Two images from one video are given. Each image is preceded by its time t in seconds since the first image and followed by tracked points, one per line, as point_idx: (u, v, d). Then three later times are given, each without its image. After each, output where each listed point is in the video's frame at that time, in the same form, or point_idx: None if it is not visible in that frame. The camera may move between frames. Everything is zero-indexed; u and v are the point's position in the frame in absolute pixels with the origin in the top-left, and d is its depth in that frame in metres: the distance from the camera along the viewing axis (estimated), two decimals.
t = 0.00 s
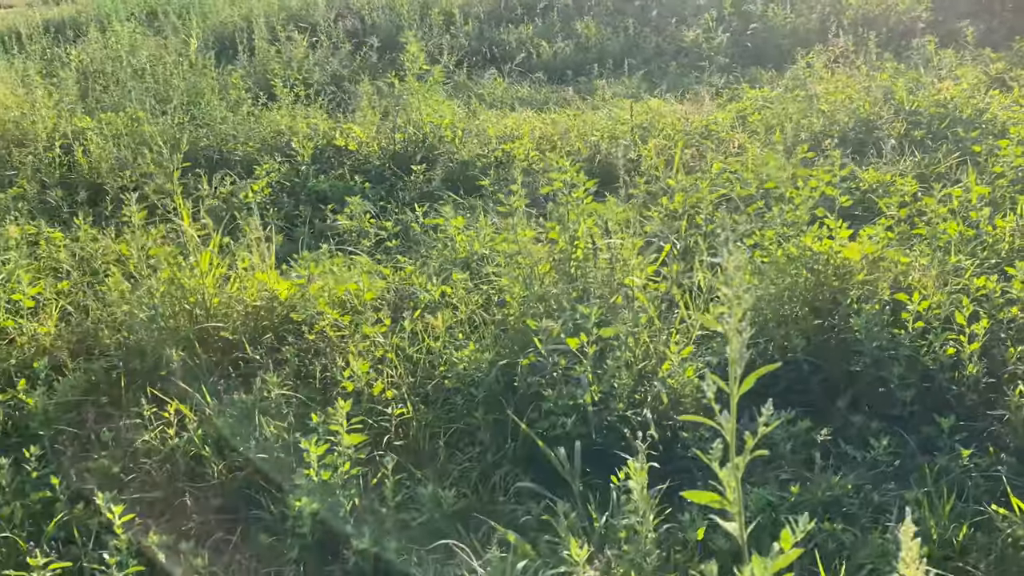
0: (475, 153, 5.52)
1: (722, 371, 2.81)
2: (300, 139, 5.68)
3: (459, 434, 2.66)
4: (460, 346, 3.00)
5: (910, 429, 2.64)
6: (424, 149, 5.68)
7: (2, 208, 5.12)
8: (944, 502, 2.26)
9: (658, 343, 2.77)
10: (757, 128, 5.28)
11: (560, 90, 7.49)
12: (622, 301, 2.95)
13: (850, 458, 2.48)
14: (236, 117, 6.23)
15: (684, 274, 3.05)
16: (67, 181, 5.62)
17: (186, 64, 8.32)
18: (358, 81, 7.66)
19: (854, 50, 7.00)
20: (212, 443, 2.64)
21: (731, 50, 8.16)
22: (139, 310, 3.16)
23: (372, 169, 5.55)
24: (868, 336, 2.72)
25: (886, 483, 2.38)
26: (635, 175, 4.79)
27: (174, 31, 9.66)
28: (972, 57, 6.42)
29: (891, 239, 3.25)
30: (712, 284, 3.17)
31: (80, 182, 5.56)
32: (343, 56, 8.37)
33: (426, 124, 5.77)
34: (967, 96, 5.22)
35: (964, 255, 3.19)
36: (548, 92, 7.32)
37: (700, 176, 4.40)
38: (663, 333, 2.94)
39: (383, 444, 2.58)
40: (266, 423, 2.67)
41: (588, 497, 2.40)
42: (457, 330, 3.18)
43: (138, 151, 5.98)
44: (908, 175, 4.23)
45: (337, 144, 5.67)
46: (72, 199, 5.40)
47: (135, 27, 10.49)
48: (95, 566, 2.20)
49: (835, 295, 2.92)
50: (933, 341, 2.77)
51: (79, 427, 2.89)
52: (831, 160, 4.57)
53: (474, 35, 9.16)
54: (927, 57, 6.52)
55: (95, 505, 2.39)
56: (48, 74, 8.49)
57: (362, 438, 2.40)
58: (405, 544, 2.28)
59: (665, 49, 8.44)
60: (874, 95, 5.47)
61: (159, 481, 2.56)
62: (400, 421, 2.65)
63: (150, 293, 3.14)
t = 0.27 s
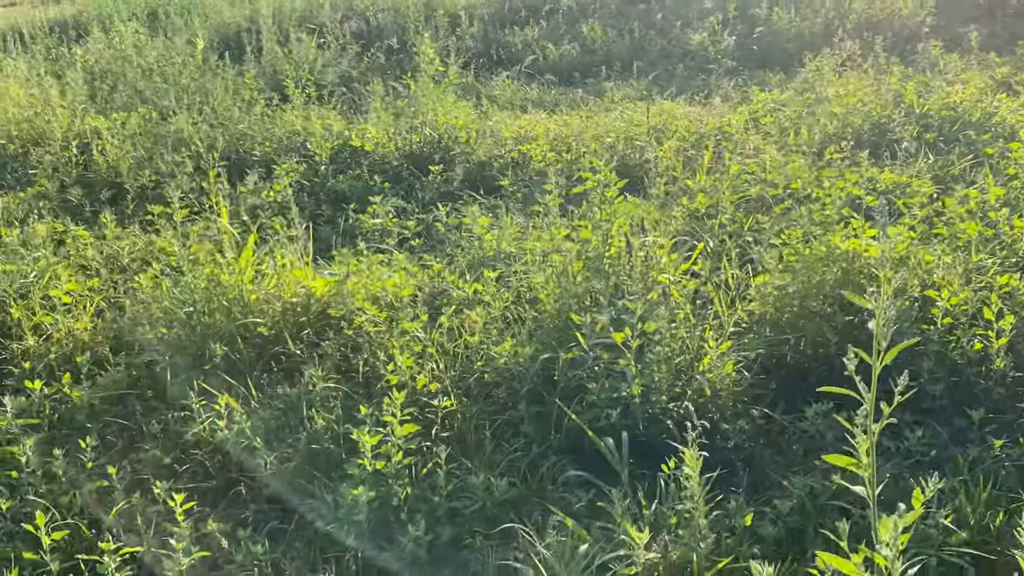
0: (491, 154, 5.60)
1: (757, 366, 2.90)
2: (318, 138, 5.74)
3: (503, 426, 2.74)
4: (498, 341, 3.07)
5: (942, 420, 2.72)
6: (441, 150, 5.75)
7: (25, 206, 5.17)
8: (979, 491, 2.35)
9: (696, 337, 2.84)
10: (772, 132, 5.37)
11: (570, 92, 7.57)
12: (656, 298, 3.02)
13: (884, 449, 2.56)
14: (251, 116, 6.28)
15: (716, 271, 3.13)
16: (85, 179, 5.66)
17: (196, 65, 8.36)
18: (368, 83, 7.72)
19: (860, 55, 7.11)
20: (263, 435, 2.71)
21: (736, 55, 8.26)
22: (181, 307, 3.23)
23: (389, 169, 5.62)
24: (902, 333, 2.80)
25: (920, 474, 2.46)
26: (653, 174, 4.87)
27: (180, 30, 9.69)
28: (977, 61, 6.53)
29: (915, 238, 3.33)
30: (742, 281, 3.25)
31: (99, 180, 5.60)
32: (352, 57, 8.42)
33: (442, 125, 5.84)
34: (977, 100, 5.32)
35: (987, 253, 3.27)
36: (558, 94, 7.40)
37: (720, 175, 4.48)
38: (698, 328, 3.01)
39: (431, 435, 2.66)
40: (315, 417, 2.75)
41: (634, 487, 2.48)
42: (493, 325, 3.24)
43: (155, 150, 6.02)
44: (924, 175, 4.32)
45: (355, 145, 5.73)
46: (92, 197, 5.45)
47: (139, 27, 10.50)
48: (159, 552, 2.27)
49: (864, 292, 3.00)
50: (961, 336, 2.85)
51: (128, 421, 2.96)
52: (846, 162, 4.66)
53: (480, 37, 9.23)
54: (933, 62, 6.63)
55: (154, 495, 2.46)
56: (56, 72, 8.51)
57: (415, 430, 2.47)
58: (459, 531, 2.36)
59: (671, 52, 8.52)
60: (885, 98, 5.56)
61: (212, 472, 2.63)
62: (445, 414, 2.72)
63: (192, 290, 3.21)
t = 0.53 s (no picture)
0: (511, 153, 5.66)
1: (794, 358, 2.98)
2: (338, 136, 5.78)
3: (550, 415, 2.80)
4: (539, 334, 3.14)
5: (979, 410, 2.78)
6: (461, 148, 5.80)
7: (52, 203, 5.22)
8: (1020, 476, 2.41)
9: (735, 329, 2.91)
10: (789, 132, 5.44)
11: (582, 92, 7.63)
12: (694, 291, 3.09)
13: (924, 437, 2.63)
14: (271, 115, 6.33)
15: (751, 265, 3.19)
16: (109, 177, 5.71)
17: (210, 65, 8.41)
18: (383, 83, 7.78)
19: (871, 57, 7.18)
20: (312, 424, 2.77)
21: (746, 57, 8.33)
22: (224, 299, 3.28)
23: (410, 168, 5.68)
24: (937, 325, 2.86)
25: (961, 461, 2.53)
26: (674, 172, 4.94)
27: (192, 30, 9.73)
28: (988, 62, 6.60)
29: (945, 233, 3.39)
30: (775, 274, 3.32)
31: (122, 178, 5.65)
32: (364, 57, 8.47)
33: (461, 123, 5.89)
34: (992, 100, 5.39)
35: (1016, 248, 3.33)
36: (571, 93, 7.46)
37: (742, 172, 4.54)
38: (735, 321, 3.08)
39: (479, 424, 2.72)
40: (365, 406, 2.80)
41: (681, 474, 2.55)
42: (531, 317, 3.31)
43: (176, 149, 6.07)
44: (945, 173, 4.38)
45: (375, 143, 5.78)
46: (116, 194, 5.49)
47: (149, 28, 10.54)
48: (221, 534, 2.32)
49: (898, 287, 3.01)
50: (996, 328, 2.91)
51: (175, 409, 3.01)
52: (866, 158, 4.72)
53: (490, 38, 9.29)
54: (944, 63, 6.70)
55: (211, 480, 2.51)
56: (70, 71, 8.54)
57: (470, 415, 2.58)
58: (512, 517, 2.42)
59: (681, 53, 8.58)
60: (901, 97, 5.63)
61: (265, 459, 2.68)
62: (492, 402, 2.79)
63: (235, 283, 3.26)
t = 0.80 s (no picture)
0: (533, 149, 5.69)
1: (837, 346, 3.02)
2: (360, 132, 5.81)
3: (599, 401, 2.83)
4: (582, 323, 3.18)
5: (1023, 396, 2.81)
6: (482, 144, 5.83)
7: (78, 198, 5.24)
8: None
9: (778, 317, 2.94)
10: (809, 129, 5.48)
11: (597, 90, 7.66)
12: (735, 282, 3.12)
13: (971, 422, 2.66)
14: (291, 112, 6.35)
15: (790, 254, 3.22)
16: (133, 172, 5.73)
17: (224, 64, 8.44)
18: (398, 82, 7.82)
19: (884, 56, 7.23)
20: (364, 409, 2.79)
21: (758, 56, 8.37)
22: (267, 290, 3.31)
23: (432, 164, 5.71)
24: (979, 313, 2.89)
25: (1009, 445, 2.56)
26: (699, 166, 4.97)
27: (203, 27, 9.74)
28: (1003, 60, 6.64)
29: (980, 222, 3.42)
30: (811, 264, 3.36)
31: (146, 173, 5.67)
32: (378, 55, 8.50)
33: (482, 120, 5.92)
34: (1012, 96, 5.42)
35: None
36: (586, 91, 7.49)
37: (768, 165, 4.58)
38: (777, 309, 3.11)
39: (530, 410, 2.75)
40: (415, 394, 2.83)
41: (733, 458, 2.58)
42: (572, 306, 3.35)
43: (198, 146, 6.10)
44: (971, 166, 4.42)
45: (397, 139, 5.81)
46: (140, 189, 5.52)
47: (160, 27, 10.55)
48: (283, 515, 2.33)
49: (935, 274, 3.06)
50: None
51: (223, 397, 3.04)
52: (890, 152, 4.75)
53: (501, 37, 9.31)
54: (959, 60, 6.74)
55: (269, 464, 2.53)
56: (83, 67, 8.56)
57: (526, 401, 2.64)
58: (569, 500, 2.44)
59: (693, 51, 8.62)
60: (920, 93, 5.67)
61: (318, 444, 2.69)
62: (540, 390, 2.82)
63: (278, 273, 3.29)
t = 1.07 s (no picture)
0: (552, 147, 5.71)
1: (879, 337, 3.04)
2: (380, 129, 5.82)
3: (647, 393, 2.85)
4: (624, 316, 3.20)
5: None
6: (502, 141, 5.84)
7: (100, 195, 5.25)
8: None
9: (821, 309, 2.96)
10: (828, 126, 5.51)
11: (609, 88, 7.68)
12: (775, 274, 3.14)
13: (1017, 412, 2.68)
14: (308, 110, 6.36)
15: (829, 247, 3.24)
16: (153, 170, 5.74)
17: (235, 64, 8.44)
18: (411, 81, 7.83)
19: (896, 54, 7.27)
20: (414, 401, 2.81)
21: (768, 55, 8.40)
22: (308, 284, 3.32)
23: (452, 162, 5.73)
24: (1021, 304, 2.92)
25: None
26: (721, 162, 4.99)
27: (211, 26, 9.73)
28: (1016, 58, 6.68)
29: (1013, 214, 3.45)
30: (848, 257, 3.38)
31: (166, 171, 5.68)
32: (389, 55, 8.51)
33: (501, 118, 5.94)
34: None
35: None
36: (599, 89, 7.51)
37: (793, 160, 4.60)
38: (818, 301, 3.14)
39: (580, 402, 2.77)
40: (463, 386, 2.85)
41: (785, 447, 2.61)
42: (611, 300, 3.37)
43: (217, 145, 6.11)
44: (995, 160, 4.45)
45: (416, 137, 5.82)
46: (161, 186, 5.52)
47: (167, 26, 10.55)
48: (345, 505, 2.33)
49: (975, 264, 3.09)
50: None
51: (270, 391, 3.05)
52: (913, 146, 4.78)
53: (510, 36, 9.32)
54: (971, 59, 6.79)
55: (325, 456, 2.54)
56: (94, 67, 8.55)
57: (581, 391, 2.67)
58: (627, 489, 2.46)
59: (703, 50, 8.63)
60: (937, 90, 5.70)
61: (369, 437, 2.72)
62: (588, 381, 2.84)
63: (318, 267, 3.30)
